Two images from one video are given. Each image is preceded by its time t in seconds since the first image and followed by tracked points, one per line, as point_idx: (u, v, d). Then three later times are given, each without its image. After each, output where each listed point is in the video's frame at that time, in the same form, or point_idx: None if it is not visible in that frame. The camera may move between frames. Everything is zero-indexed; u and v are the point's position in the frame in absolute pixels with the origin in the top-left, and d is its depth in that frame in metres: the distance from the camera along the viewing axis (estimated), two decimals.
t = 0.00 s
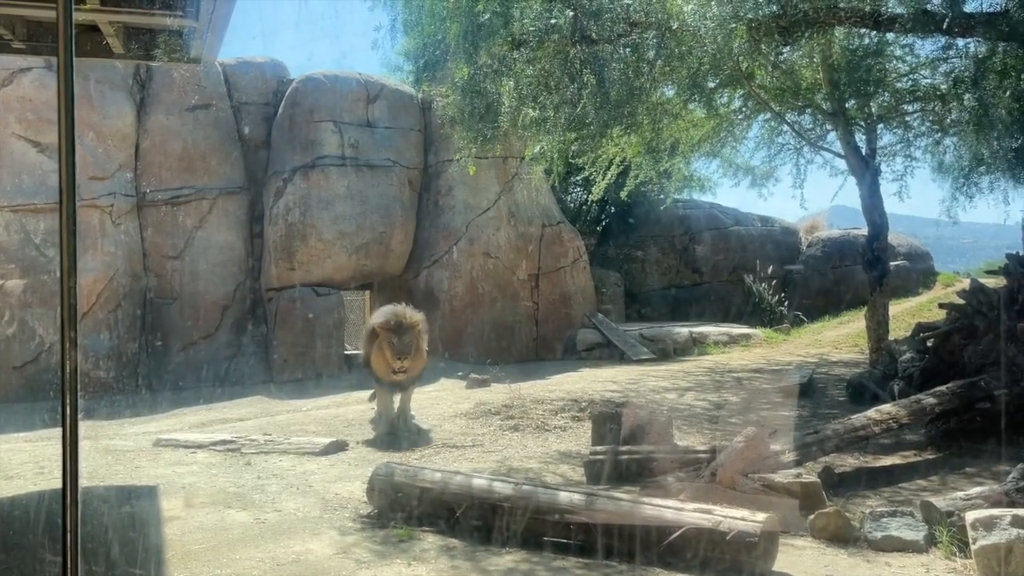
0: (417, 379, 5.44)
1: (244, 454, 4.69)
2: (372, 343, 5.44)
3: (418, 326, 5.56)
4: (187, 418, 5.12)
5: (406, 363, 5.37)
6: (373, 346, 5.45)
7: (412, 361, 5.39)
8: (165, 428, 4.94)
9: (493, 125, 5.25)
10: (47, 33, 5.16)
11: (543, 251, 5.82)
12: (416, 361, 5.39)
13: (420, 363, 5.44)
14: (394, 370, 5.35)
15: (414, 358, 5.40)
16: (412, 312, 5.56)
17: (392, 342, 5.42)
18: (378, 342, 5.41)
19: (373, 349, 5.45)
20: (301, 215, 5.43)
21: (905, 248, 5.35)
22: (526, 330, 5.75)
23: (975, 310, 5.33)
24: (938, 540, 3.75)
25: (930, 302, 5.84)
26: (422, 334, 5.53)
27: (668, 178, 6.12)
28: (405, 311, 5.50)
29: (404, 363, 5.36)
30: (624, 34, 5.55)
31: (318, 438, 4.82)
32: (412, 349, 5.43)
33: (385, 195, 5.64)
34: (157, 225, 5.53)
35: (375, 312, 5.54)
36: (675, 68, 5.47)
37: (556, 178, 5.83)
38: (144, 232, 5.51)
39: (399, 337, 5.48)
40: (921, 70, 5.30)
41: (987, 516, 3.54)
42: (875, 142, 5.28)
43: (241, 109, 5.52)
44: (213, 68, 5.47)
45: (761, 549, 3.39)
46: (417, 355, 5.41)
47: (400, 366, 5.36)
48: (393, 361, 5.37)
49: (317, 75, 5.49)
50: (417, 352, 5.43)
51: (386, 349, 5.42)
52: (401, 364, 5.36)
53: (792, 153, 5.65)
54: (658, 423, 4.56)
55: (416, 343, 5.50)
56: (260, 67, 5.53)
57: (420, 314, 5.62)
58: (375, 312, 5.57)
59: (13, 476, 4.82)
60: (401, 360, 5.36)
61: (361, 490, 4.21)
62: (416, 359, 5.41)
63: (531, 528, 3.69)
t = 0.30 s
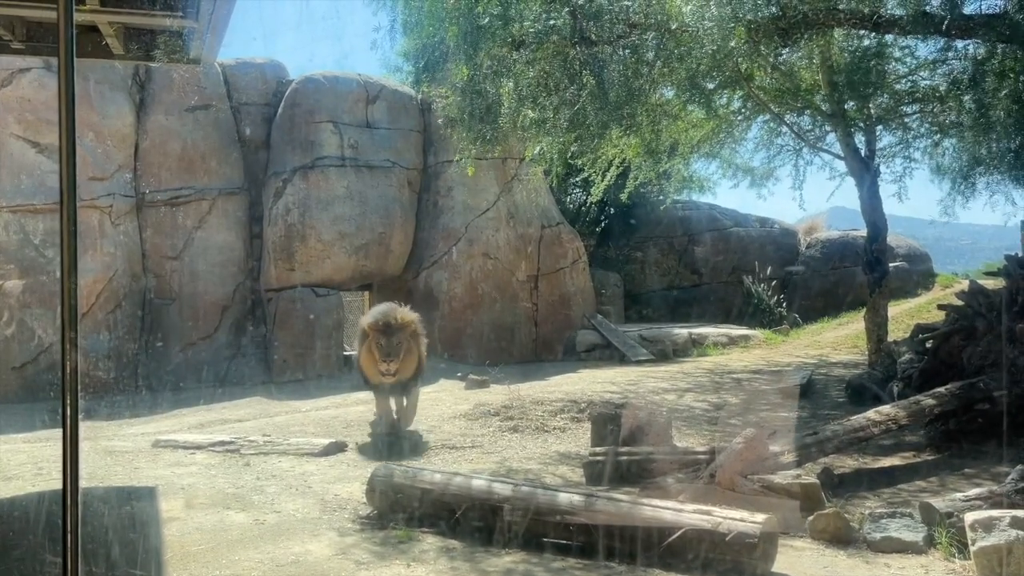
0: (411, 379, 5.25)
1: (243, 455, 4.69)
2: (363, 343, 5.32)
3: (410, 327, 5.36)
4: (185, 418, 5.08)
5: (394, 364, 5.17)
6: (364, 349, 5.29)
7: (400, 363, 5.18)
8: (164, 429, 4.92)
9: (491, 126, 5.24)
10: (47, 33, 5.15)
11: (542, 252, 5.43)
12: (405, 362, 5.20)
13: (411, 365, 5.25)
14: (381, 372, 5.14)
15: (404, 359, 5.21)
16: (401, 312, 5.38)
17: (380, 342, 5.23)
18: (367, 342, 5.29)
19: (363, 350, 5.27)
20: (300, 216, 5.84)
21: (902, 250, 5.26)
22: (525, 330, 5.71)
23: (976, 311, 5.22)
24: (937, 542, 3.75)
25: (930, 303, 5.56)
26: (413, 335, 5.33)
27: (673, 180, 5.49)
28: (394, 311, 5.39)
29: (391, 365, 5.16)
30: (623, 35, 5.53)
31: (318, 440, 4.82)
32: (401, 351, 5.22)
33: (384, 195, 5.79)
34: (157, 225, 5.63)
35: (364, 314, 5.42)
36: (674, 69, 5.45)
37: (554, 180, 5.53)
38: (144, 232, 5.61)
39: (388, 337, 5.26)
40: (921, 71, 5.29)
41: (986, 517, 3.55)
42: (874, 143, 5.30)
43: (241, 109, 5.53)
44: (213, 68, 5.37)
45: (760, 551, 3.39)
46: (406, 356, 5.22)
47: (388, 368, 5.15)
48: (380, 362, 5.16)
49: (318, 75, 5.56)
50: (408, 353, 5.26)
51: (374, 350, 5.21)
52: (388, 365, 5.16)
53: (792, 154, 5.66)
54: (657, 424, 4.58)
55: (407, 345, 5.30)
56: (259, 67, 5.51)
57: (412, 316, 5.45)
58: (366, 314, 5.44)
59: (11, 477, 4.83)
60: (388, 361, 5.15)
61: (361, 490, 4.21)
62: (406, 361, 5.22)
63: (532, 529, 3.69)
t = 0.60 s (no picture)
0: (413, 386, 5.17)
1: (243, 456, 4.70)
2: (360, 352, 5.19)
3: (408, 332, 5.22)
4: (184, 419, 5.07)
5: (394, 372, 5.08)
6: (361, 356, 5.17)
7: (401, 371, 5.08)
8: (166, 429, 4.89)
9: (494, 127, 5.33)
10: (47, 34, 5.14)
11: (543, 252, 5.46)
12: (406, 369, 5.11)
13: (413, 372, 5.16)
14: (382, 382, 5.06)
15: (404, 367, 5.11)
16: (398, 317, 5.21)
17: (378, 351, 5.11)
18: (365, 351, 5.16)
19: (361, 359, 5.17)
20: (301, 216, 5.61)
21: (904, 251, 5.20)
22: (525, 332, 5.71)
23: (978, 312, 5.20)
24: (937, 542, 3.74)
25: (929, 304, 5.49)
26: (412, 340, 5.20)
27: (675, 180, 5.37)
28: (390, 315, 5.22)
29: (391, 374, 5.07)
30: (623, 36, 5.51)
31: (317, 440, 4.85)
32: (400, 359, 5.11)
33: (385, 195, 5.72)
34: (155, 225, 5.60)
35: (360, 321, 5.27)
36: (675, 71, 5.44)
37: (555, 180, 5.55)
38: (144, 232, 5.57)
39: (386, 345, 5.13)
40: (920, 72, 5.30)
41: (986, 517, 3.55)
42: (874, 144, 5.29)
43: (242, 110, 5.59)
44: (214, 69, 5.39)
45: (759, 550, 3.39)
46: (406, 364, 5.12)
47: (389, 377, 5.07)
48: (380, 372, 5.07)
49: (317, 75, 5.54)
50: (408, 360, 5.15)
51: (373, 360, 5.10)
52: (388, 374, 5.07)
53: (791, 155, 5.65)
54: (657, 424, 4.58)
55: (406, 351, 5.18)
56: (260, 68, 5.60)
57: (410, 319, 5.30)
58: (362, 320, 5.29)
59: (12, 477, 4.83)
60: (388, 370, 5.06)
61: (361, 491, 4.21)
62: (406, 368, 5.12)
63: (532, 529, 3.70)
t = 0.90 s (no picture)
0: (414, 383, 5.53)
1: (247, 455, 4.86)
2: (361, 351, 5.57)
3: (406, 332, 5.51)
4: (188, 418, 5.13)
5: (393, 373, 5.47)
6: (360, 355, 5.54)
7: (399, 373, 5.46)
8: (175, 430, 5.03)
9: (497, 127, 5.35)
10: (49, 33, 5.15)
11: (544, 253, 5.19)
12: (404, 371, 5.47)
13: (412, 371, 5.51)
14: (381, 383, 5.47)
15: (402, 368, 5.47)
16: (395, 317, 5.44)
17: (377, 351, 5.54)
18: (365, 351, 5.56)
19: (361, 360, 5.53)
20: (302, 215, 5.25)
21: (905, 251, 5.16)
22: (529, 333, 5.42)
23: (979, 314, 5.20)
24: (941, 542, 3.75)
25: (932, 305, 5.29)
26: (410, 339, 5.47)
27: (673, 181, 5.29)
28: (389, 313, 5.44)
29: (390, 376, 5.46)
30: (626, 36, 5.53)
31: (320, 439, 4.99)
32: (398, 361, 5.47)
33: (386, 194, 5.39)
34: (158, 224, 5.50)
35: (358, 321, 5.58)
36: (677, 70, 5.42)
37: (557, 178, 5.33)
38: (145, 232, 5.47)
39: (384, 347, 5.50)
40: (922, 72, 5.28)
41: (990, 517, 3.56)
42: (876, 144, 5.29)
43: (243, 110, 5.43)
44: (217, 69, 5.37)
45: (763, 549, 3.40)
46: (404, 365, 5.47)
47: (387, 378, 5.47)
48: (379, 374, 5.47)
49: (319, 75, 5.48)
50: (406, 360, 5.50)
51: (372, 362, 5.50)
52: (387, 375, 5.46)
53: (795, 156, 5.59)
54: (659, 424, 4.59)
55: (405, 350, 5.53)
56: (264, 67, 5.48)
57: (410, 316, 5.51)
58: (360, 319, 5.59)
59: (17, 476, 4.86)
60: (387, 373, 5.46)
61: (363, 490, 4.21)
62: (404, 369, 5.48)
63: (536, 528, 3.71)
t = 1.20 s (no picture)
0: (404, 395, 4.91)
1: (251, 454, 4.72)
2: (349, 357, 4.93)
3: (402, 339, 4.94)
4: (192, 417, 5.17)
5: (383, 382, 4.80)
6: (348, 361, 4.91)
7: (390, 382, 4.81)
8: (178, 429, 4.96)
9: (502, 127, 5.28)
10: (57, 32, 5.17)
11: (548, 249, 5.61)
12: (396, 380, 4.84)
13: (404, 382, 4.89)
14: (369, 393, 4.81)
15: (393, 378, 4.83)
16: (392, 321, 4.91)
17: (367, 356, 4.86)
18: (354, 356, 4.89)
19: (349, 366, 4.92)
20: (307, 215, 5.29)
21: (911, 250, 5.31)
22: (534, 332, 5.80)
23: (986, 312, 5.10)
24: (947, 542, 3.75)
25: (936, 304, 5.39)
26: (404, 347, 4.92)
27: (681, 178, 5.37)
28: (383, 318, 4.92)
29: (380, 385, 4.79)
30: (632, 35, 5.50)
31: (325, 438, 4.98)
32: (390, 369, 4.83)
33: (391, 194, 5.50)
34: (165, 224, 5.52)
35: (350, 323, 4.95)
36: (683, 70, 5.41)
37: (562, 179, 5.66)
38: (151, 231, 5.50)
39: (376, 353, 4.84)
40: (929, 70, 5.25)
41: (997, 517, 3.55)
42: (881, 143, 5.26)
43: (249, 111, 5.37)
44: (221, 68, 5.28)
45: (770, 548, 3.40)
46: (397, 375, 4.85)
47: (377, 388, 4.81)
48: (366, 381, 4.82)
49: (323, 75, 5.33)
50: (398, 369, 4.88)
51: (361, 368, 4.84)
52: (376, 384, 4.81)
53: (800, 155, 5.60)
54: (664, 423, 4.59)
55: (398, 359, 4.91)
56: (268, 67, 5.32)
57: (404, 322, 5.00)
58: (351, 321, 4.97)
59: (25, 474, 4.87)
60: (376, 381, 4.79)
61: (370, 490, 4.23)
62: (396, 378, 4.85)
63: (542, 528, 3.72)
